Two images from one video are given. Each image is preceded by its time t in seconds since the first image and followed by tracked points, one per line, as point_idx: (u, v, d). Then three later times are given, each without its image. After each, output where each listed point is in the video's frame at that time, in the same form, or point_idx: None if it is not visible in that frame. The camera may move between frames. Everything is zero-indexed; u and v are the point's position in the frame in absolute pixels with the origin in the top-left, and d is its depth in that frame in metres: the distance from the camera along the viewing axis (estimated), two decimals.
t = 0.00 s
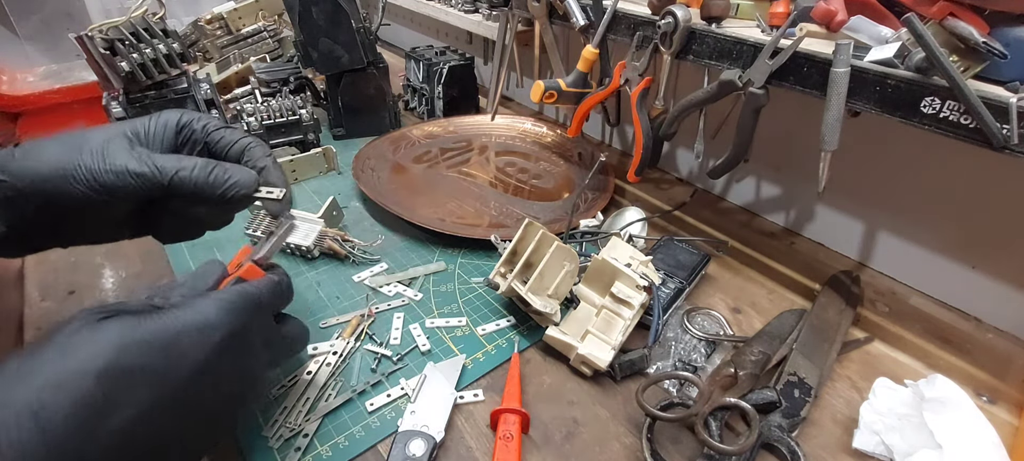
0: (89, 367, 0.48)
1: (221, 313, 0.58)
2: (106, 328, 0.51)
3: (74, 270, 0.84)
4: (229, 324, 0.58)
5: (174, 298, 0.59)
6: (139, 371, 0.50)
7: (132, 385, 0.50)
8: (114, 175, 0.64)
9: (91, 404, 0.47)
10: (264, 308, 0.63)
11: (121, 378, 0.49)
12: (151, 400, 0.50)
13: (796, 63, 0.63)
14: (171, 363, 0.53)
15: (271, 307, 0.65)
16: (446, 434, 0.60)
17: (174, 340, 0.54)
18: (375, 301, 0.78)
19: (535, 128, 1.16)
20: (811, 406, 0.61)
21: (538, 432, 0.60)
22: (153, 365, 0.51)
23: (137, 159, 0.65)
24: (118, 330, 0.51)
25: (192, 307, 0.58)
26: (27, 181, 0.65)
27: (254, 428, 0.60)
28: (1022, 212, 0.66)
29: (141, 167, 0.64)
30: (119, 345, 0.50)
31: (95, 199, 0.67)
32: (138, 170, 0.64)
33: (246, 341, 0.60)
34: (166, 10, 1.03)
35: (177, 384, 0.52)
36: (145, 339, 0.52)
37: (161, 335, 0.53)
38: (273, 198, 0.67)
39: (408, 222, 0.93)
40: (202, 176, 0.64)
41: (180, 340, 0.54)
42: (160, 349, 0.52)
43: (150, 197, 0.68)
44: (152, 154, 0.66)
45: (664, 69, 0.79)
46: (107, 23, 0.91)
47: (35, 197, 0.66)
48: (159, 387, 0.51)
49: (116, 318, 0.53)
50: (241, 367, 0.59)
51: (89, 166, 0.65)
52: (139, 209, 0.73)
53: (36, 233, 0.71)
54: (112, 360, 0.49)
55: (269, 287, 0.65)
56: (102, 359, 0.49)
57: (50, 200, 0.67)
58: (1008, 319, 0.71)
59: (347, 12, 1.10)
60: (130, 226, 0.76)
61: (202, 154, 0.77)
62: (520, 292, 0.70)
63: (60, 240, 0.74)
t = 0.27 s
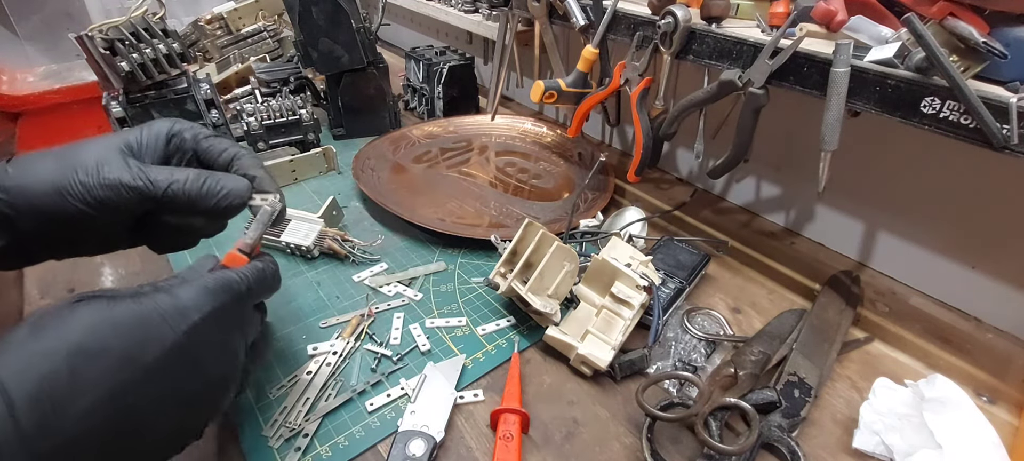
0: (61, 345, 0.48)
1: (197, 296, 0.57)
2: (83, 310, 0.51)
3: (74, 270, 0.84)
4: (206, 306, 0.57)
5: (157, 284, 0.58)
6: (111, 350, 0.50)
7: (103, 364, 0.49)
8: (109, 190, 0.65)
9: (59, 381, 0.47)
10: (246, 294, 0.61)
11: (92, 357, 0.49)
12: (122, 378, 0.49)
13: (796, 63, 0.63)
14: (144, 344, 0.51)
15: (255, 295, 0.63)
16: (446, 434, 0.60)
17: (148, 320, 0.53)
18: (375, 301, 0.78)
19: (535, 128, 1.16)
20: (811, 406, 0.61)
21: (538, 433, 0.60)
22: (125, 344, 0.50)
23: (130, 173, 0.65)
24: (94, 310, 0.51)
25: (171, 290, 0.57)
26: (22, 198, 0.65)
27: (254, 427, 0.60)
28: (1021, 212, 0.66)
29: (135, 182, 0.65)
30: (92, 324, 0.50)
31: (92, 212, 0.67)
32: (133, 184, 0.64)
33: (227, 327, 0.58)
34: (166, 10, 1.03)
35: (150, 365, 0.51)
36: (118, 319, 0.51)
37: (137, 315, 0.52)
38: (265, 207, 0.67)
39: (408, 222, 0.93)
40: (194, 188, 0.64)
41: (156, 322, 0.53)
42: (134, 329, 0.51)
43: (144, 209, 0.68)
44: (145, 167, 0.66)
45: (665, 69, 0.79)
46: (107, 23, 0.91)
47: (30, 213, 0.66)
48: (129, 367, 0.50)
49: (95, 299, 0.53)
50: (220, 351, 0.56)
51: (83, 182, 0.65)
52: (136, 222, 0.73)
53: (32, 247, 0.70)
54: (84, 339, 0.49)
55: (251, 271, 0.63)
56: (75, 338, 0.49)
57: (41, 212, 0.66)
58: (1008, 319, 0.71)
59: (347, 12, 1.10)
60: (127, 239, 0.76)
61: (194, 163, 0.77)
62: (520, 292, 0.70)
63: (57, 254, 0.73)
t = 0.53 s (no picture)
0: (45, 336, 0.46)
1: (186, 287, 0.54)
2: (70, 299, 0.49)
3: (74, 269, 0.84)
4: (196, 298, 0.54)
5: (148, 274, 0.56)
6: (95, 343, 0.47)
7: (86, 356, 0.46)
8: (96, 181, 0.64)
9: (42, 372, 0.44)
10: (238, 287, 0.58)
11: (76, 348, 0.46)
12: (106, 372, 0.47)
13: (796, 63, 0.63)
14: (129, 336, 0.49)
15: (249, 289, 0.60)
16: (446, 434, 0.60)
17: (134, 312, 0.50)
18: (375, 301, 0.78)
19: (535, 128, 1.16)
20: (811, 406, 0.61)
21: (538, 433, 0.60)
22: (110, 336, 0.48)
23: (118, 164, 0.65)
24: (80, 301, 0.49)
25: (160, 281, 0.54)
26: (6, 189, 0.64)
27: (254, 427, 0.60)
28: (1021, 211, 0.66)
29: (123, 173, 0.64)
30: (77, 315, 0.48)
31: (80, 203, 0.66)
32: (121, 175, 0.64)
33: (219, 321, 0.56)
34: (166, 10, 1.03)
35: (135, 357, 0.48)
36: (104, 311, 0.49)
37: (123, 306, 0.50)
38: (255, 198, 0.67)
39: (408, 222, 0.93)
40: (184, 178, 0.64)
41: (141, 313, 0.50)
42: (119, 321, 0.49)
43: (132, 200, 0.68)
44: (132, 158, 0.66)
45: (665, 69, 0.79)
46: (107, 23, 0.91)
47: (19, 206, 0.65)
48: (114, 360, 0.47)
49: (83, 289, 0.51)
50: (211, 346, 0.54)
51: (69, 173, 0.65)
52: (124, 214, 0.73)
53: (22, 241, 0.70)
54: (68, 330, 0.47)
55: (245, 269, 0.59)
56: (59, 329, 0.47)
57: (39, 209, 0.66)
58: (1008, 319, 0.71)
59: (347, 12, 1.10)
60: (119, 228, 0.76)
61: (181, 153, 0.77)
62: (520, 292, 0.70)
63: (48, 247, 0.73)
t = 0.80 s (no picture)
0: (27, 332, 0.46)
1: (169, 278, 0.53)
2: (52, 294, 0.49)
3: (73, 269, 0.84)
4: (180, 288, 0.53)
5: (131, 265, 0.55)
6: (78, 337, 0.48)
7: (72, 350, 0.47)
8: (87, 177, 0.64)
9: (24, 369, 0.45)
10: (223, 277, 0.56)
11: (60, 342, 0.47)
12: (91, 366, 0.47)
13: (796, 63, 0.63)
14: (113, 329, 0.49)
15: (234, 279, 0.57)
16: (446, 434, 0.60)
17: (117, 303, 0.50)
18: (374, 301, 0.78)
19: (535, 128, 1.16)
20: (811, 406, 0.61)
21: (538, 433, 0.60)
22: (93, 329, 0.48)
23: (107, 160, 0.65)
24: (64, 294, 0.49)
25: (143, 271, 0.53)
26: None
27: (254, 427, 0.60)
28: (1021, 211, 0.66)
29: (113, 169, 0.64)
30: (59, 309, 0.48)
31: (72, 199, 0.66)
32: (111, 172, 0.64)
33: (202, 312, 0.55)
34: (166, 10, 1.03)
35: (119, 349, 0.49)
36: (87, 303, 0.49)
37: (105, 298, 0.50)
38: (248, 190, 0.66)
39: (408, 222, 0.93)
40: (175, 173, 0.64)
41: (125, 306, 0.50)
42: (103, 315, 0.49)
43: (124, 195, 0.68)
44: (121, 152, 0.66)
45: (665, 70, 0.79)
46: (107, 23, 0.91)
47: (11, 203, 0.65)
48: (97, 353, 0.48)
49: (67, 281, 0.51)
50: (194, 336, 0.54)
51: (60, 172, 0.64)
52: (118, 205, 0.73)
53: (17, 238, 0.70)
54: (52, 324, 0.47)
55: (232, 259, 0.57)
56: (41, 324, 0.47)
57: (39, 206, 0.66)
58: (1008, 319, 0.71)
59: (347, 12, 1.10)
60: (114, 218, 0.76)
61: (170, 142, 0.77)
62: (520, 292, 0.70)
63: (43, 242, 0.73)
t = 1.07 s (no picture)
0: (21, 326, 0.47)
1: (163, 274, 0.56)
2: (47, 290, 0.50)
3: (74, 269, 0.84)
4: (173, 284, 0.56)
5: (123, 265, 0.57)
6: (72, 329, 0.48)
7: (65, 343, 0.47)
8: (88, 174, 0.64)
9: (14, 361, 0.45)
10: (217, 273, 0.60)
11: (53, 335, 0.47)
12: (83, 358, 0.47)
13: (796, 64, 0.63)
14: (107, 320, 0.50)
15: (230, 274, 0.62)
16: (446, 434, 0.60)
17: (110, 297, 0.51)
18: (374, 301, 0.78)
19: (535, 128, 1.16)
20: (811, 406, 0.61)
21: (538, 433, 0.60)
22: (85, 324, 0.49)
23: (108, 157, 0.64)
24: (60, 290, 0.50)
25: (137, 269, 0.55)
26: None
27: (254, 427, 0.60)
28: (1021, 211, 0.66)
29: (114, 165, 0.64)
30: (54, 304, 0.49)
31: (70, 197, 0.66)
32: (112, 169, 0.64)
33: (196, 308, 0.57)
34: (166, 10, 1.03)
35: (110, 343, 0.49)
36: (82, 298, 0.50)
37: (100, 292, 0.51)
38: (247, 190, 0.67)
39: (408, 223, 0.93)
40: (176, 170, 0.64)
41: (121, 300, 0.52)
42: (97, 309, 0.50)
43: (124, 193, 0.68)
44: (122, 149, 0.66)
45: (665, 70, 0.79)
46: (106, 23, 0.91)
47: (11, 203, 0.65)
48: (92, 344, 0.48)
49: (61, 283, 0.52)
50: (187, 330, 0.55)
51: (60, 168, 0.64)
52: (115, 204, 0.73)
53: (16, 236, 0.71)
54: (48, 319, 0.48)
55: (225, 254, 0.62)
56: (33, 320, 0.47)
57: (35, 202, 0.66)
58: (1008, 319, 0.71)
59: (347, 12, 1.10)
60: (110, 219, 0.75)
61: (171, 140, 0.76)
62: (519, 292, 0.70)
63: (41, 239, 0.73)
